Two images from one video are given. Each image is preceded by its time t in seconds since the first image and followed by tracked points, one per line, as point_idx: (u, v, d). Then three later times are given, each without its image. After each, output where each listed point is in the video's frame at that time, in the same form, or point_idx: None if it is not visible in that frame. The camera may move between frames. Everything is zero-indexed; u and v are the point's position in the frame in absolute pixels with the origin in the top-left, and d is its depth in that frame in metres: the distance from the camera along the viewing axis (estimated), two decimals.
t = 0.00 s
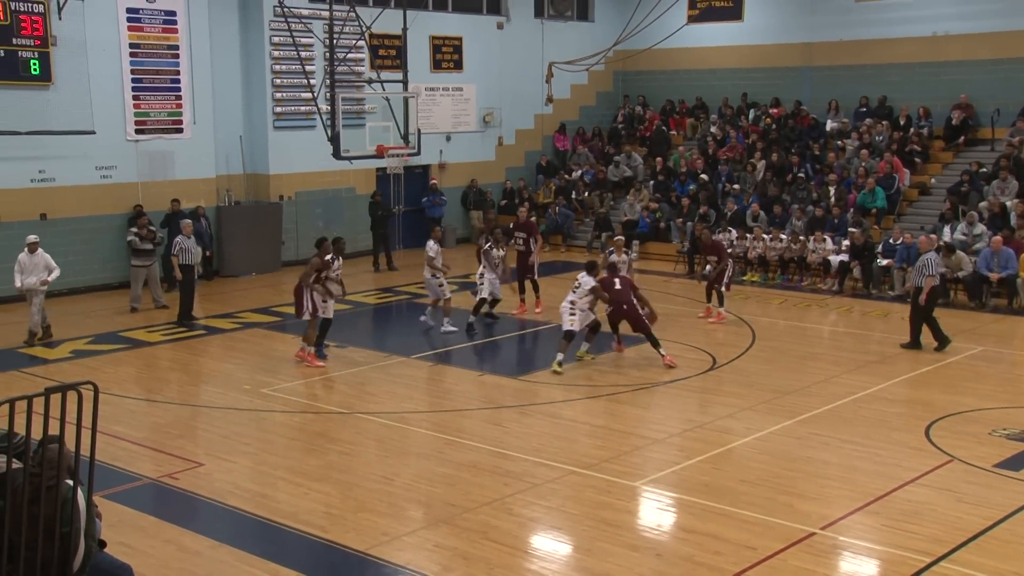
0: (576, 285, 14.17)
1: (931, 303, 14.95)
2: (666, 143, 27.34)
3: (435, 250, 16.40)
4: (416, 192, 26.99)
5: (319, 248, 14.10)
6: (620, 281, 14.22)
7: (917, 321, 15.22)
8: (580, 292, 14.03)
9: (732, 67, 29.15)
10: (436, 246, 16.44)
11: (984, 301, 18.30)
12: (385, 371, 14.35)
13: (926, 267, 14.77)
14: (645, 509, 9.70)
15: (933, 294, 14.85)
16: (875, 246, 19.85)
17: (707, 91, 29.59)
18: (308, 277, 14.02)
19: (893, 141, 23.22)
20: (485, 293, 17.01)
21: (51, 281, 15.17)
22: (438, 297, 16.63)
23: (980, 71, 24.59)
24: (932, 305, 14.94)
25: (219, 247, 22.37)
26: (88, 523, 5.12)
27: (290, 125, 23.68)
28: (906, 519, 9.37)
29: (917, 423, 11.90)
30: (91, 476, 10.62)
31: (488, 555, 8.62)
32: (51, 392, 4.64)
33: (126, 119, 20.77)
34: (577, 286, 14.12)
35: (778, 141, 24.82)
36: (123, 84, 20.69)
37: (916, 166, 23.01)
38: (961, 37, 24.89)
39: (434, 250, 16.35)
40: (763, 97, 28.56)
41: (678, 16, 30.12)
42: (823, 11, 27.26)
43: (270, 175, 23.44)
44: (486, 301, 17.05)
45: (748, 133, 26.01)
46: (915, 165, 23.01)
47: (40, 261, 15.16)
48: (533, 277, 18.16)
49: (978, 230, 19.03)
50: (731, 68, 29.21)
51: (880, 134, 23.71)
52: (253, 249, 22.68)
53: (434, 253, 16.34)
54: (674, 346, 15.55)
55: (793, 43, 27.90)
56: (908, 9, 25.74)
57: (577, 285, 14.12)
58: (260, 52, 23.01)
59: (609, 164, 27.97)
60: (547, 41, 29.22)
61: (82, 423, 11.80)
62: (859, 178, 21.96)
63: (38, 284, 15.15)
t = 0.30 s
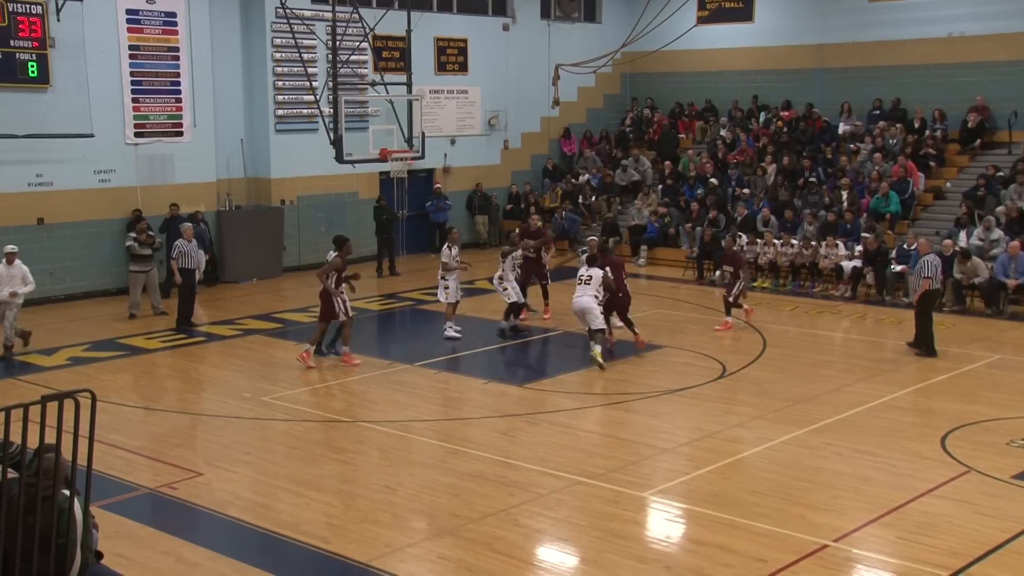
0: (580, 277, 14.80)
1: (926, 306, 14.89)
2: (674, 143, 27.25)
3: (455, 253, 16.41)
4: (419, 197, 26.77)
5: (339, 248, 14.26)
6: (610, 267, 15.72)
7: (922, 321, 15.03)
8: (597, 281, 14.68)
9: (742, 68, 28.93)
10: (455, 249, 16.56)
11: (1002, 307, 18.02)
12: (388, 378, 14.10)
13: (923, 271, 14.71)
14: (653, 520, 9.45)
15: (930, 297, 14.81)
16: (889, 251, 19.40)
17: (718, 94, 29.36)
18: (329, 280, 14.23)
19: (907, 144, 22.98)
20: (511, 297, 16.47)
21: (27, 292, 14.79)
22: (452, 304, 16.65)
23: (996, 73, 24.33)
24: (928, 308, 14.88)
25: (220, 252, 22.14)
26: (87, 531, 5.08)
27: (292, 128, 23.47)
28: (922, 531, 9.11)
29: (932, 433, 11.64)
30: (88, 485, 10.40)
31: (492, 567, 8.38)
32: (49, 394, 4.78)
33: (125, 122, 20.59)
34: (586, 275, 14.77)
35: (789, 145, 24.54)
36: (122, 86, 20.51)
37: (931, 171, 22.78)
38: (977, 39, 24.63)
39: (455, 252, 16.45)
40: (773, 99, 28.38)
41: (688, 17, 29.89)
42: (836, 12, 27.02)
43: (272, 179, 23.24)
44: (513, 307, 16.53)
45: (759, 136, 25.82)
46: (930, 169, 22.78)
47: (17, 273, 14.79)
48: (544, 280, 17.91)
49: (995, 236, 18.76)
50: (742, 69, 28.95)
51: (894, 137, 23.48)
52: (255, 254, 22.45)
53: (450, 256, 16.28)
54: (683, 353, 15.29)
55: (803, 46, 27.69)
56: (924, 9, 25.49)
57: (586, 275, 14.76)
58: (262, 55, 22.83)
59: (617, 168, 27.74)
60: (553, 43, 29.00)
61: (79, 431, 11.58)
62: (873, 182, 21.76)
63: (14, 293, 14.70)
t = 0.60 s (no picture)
0: (569, 274, 14.99)
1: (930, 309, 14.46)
2: (682, 142, 26.68)
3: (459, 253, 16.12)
4: (416, 198, 26.15)
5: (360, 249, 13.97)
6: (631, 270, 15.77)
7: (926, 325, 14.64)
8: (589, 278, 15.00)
9: (753, 63, 28.28)
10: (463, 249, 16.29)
11: None
12: (384, 387, 13.60)
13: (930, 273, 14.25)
14: (660, 535, 8.96)
15: (935, 301, 14.37)
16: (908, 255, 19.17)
17: (728, 89, 28.71)
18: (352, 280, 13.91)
19: (926, 142, 22.41)
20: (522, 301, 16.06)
21: None
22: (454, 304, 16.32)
23: (1017, 68, 23.69)
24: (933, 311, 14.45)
25: (209, 255, 21.63)
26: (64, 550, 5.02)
27: (283, 126, 22.95)
28: (944, 548, 8.63)
29: (953, 444, 11.15)
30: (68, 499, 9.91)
31: None
32: (26, 409, 4.64)
33: (109, 120, 20.12)
34: (575, 272, 15.01)
35: (802, 143, 23.93)
36: (106, 81, 20.06)
37: (951, 169, 22.27)
38: (999, 32, 24.01)
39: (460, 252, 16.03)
40: (786, 96, 27.63)
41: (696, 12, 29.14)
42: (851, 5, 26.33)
43: (263, 179, 22.74)
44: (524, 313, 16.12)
45: (769, 134, 25.16)
46: (950, 168, 22.27)
47: None
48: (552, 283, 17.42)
49: (1019, 238, 18.26)
50: (753, 65, 28.28)
51: (911, 135, 22.90)
52: (247, 257, 21.93)
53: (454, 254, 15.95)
54: (692, 360, 14.79)
55: (817, 40, 27.04)
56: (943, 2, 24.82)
57: (576, 272, 14.99)
58: (253, 50, 22.36)
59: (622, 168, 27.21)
60: (555, 37, 28.46)
61: (59, 442, 11.09)
62: (889, 182, 21.29)
63: None
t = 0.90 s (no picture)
0: (570, 270, 14.70)
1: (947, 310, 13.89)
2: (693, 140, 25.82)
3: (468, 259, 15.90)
4: (413, 198, 25.56)
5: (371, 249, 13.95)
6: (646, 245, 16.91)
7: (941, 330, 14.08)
8: (590, 273, 14.70)
9: (768, 57, 27.11)
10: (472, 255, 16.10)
11: None
12: (379, 396, 13.06)
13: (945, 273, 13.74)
14: (668, 552, 8.45)
15: (952, 303, 13.82)
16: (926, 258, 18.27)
17: (739, 84, 27.60)
18: (371, 281, 13.77)
19: (948, 140, 21.57)
20: (544, 300, 15.45)
21: None
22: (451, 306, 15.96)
23: None
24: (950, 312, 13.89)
25: (197, 261, 20.92)
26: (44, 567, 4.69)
27: (273, 123, 22.20)
28: (971, 567, 8.11)
29: (976, 457, 10.62)
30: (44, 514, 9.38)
31: None
32: (11, 417, 4.36)
33: (90, 116, 19.46)
34: (576, 268, 14.71)
35: (817, 141, 23.09)
36: (86, 76, 19.42)
37: (975, 168, 21.48)
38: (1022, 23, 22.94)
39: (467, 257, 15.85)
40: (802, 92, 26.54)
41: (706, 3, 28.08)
42: None
43: (251, 179, 22.02)
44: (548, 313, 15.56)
45: (783, 132, 24.26)
46: (974, 166, 21.48)
47: None
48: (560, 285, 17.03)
49: None
50: (765, 60, 27.18)
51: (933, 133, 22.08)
52: (236, 260, 21.27)
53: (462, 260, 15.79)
54: (701, 369, 14.23)
55: (837, 32, 25.88)
56: None
57: (577, 269, 14.71)
58: (241, 41, 21.61)
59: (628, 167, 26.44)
60: (558, 30, 27.54)
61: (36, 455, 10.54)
62: (910, 181, 20.53)
63: None
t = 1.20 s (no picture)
0: (573, 269, 14.21)
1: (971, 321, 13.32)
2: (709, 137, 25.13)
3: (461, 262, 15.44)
4: (409, 202, 24.97)
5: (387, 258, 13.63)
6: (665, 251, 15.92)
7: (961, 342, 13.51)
8: (592, 270, 14.22)
9: (783, 54, 26.38)
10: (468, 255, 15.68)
11: None
12: (375, 411, 12.52)
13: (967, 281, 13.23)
14: None
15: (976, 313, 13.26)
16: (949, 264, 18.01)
17: (752, 84, 26.85)
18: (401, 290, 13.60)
19: (972, 141, 20.90)
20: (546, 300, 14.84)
21: None
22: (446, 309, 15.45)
23: None
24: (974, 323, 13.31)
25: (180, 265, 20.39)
26: None
27: (260, 123, 21.58)
28: None
29: (1002, 476, 10.11)
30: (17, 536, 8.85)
31: None
32: None
33: (68, 116, 18.92)
34: (579, 267, 14.22)
35: (833, 142, 22.41)
36: (64, 74, 18.87)
37: (999, 170, 20.80)
38: None
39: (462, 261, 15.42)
40: (816, 91, 25.84)
41: None
42: None
43: (239, 183, 21.39)
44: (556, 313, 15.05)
45: (796, 132, 23.52)
46: (999, 168, 20.79)
47: None
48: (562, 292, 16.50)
49: None
50: (780, 57, 26.43)
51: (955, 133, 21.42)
52: (224, 268, 20.69)
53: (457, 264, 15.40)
54: (710, 382, 13.69)
55: (854, 28, 25.17)
56: None
57: (580, 267, 14.22)
58: (228, 38, 21.03)
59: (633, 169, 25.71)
60: (560, 26, 26.93)
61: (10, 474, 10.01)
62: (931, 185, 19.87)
63: None
